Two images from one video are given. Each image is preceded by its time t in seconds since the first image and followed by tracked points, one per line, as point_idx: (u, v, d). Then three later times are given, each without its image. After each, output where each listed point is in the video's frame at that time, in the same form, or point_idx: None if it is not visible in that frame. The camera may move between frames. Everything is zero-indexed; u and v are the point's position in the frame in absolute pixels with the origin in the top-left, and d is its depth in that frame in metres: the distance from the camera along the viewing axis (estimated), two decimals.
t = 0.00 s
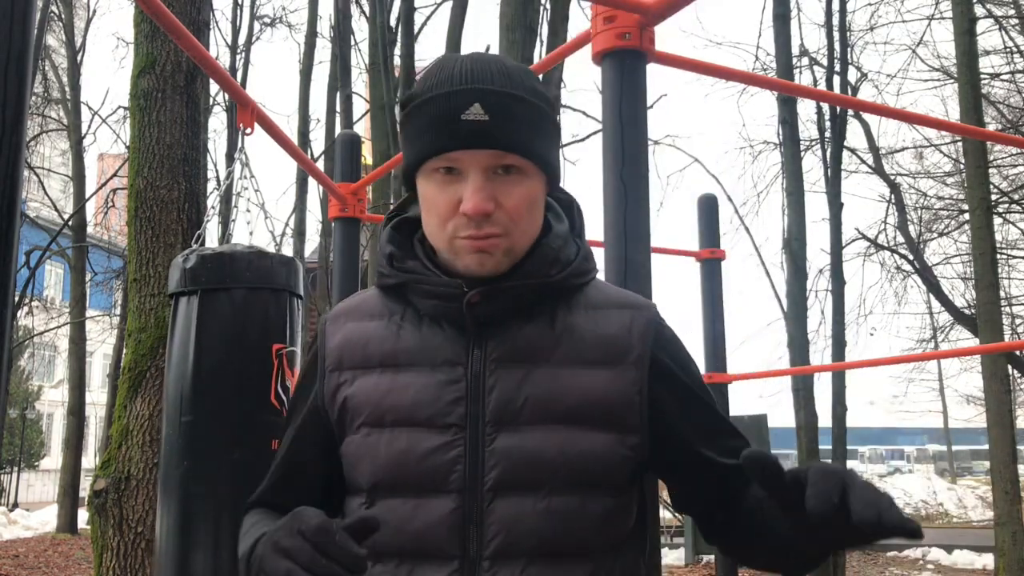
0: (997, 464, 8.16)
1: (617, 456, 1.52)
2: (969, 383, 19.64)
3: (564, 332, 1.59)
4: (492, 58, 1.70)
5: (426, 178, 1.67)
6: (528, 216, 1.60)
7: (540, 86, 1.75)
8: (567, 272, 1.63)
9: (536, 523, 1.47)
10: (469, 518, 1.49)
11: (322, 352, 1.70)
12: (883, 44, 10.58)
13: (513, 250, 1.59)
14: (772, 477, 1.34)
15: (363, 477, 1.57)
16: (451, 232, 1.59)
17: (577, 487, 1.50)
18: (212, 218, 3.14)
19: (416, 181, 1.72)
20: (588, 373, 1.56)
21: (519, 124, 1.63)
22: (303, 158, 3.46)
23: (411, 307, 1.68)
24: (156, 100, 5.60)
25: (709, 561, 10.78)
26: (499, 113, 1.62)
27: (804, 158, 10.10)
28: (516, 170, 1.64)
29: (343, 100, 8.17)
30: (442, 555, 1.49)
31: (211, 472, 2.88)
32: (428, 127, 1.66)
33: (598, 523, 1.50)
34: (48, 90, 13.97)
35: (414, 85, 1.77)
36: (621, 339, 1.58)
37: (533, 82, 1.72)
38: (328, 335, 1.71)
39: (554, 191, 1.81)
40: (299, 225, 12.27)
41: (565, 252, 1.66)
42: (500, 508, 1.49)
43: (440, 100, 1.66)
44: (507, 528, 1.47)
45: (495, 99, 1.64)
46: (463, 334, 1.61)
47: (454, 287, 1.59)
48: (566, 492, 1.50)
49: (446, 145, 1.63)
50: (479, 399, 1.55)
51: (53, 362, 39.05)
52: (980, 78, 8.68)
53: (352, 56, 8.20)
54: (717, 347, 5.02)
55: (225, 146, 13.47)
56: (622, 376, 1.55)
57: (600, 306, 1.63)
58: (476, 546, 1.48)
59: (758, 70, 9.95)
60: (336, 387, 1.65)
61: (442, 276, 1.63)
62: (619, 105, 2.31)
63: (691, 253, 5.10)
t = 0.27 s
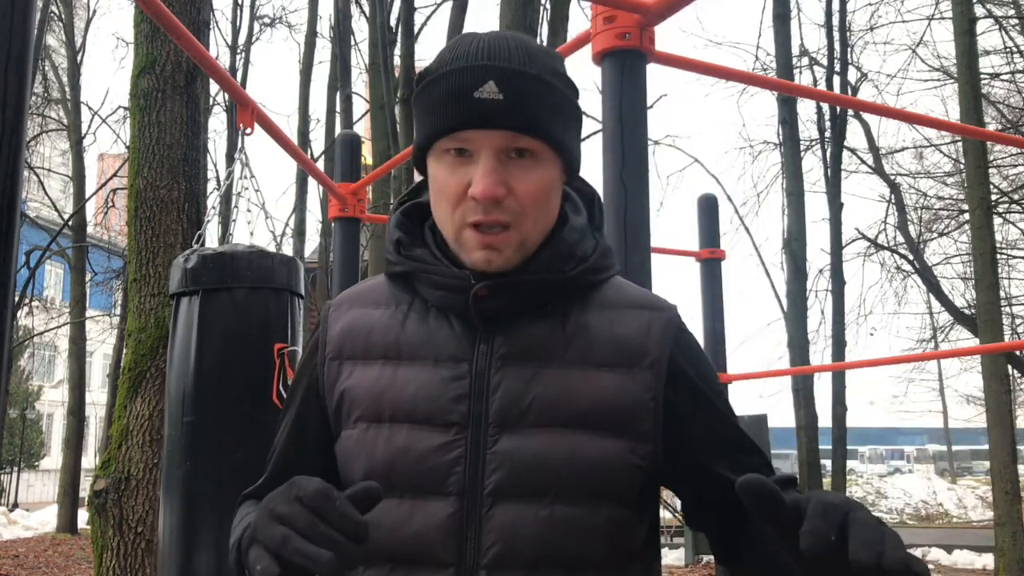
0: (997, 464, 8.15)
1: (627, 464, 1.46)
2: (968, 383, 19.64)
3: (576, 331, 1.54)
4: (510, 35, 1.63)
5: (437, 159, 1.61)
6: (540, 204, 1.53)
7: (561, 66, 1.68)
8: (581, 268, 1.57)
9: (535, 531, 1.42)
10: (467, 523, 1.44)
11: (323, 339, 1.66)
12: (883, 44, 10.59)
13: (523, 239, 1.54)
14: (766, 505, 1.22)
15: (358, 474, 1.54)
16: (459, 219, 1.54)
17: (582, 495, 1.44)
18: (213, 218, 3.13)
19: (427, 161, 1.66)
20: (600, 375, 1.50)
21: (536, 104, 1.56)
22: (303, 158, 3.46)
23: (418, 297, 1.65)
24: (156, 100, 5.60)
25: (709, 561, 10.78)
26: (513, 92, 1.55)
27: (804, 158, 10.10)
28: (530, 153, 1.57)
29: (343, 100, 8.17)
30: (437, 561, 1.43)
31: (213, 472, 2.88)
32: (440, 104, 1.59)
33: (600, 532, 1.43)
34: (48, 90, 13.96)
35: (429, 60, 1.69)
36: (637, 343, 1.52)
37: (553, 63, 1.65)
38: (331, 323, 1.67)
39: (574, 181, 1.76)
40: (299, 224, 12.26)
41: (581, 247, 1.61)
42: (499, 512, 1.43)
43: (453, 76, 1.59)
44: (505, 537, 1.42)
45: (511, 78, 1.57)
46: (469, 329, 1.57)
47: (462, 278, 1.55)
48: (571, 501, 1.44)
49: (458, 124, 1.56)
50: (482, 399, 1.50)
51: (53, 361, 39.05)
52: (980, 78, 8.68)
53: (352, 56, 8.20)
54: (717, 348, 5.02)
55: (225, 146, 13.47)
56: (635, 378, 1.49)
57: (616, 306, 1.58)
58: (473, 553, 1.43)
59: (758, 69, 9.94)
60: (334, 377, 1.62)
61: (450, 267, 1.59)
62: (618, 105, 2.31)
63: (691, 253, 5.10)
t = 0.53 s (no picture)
0: (997, 464, 8.15)
1: (659, 451, 1.32)
2: (968, 383, 19.66)
3: (606, 306, 1.40)
4: None
5: (459, 119, 1.49)
6: (570, 166, 1.41)
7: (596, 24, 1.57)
8: (612, 240, 1.43)
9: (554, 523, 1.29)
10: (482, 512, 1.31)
11: (335, 314, 1.53)
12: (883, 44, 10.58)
13: (550, 203, 1.41)
14: (777, 485, 1.24)
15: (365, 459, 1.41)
16: (481, 180, 1.42)
17: (607, 485, 1.31)
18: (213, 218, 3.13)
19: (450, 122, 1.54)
20: (633, 353, 1.36)
21: (567, 56, 1.45)
22: (303, 158, 3.46)
23: (438, 270, 1.51)
24: (156, 100, 5.60)
25: (708, 561, 10.78)
26: (542, 43, 1.44)
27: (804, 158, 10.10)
28: (559, 110, 1.45)
29: (343, 100, 8.17)
30: (451, 555, 1.30)
31: (213, 472, 2.88)
32: (463, 57, 1.48)
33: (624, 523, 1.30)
34: (48, 90, 13.98)
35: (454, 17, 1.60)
36: (672, 321, 1.38)
37: (588, 19, 1.54)
38: (344, 297, 1.54)
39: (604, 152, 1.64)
40: (299, 225, 12.27)
41: (614, 218, 1.47)
42: (517, 500, 1.30)
43: (477, 29, 1.49)
44: (522, 528, 1.29)
45: (540, 29, 1.46)
46: (489, 303, 1.44)
47: (483, 247, 1.42)
48: (595, 491, 1.31)
49: (483, 76, 1.45)
50: (501, 377, 1.37)
51: (53, 361, 39.09)
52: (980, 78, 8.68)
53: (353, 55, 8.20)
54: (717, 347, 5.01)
55: (225, 146, 13.48)
56: (672, 358, 1.35)
57: (651, 282, 1.43)
58: (489, 547, 1.30)
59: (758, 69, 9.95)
60: (345, 354, 1.48)
61: (470, 235, 1.46)
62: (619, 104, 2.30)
63: (691, 253, 5.08)
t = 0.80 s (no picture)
0: (997, 464, 8.14)
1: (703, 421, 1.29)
2: (968, 383, 19.65)
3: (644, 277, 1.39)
4: None
5: (490, 87, 1.49)
6: (604, 127, 1.39)
7: None
8: (652, 206, 1.40)
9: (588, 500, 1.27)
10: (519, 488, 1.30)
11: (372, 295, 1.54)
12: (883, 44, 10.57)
13: (586, 165, 1.38)
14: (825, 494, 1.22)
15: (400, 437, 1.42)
16: (513, 145, 1.40)
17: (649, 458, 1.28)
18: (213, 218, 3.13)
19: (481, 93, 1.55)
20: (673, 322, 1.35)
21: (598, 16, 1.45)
22: (303, 158, 3.46)
23: (474, 247, 1.50)
24: (156, 100, 5.60)
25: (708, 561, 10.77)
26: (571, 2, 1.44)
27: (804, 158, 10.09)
28: (592, 72, 1.44)
29: (343, 100, 8.17)
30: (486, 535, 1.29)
31: (213, 472, 2.88)
32: (492, 23, 1.50)
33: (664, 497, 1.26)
34: (48, 90, 13.97)
35: None
36: (712, 287, 1.37)
37: None
38: (381, 277, 1.55)
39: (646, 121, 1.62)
40: (299, 225, 12.27)
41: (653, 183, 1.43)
42: (550, 476, 1.29)
43: None
44: (557, 508, 1.27)
45: None
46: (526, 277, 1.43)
47: (513, 214, 1.42)
48: (636, 464, 1.28)
49: (512, 40, 1.46)
50: (536, 350, 1.37)
51: (54, 360, 39.08)
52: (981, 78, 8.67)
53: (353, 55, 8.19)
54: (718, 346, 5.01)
55: (225, 146, 13.47)
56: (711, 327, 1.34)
57: (693, 251, 1.42)
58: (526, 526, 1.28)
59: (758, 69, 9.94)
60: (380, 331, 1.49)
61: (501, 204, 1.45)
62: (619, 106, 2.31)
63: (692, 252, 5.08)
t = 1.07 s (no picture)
0: (996, 464, 8.14)
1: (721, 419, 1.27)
2: (968, 383, 19.65)
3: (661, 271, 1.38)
4: None
5: (505, 71, 1.52)
6: (616, 113, 1.42)
7: None
8: (665, 200, 1.39)
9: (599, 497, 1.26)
10: (530, 483, 1.30)
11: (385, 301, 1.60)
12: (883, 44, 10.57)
13: (598, 153, 1.42)
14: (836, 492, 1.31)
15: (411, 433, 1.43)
16: (528, 133, 1.45)
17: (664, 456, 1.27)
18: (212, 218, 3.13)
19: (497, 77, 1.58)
20: (689, 317, 1.32)
21: None
22: (303, 158, 3.46)
23: (485, 246, 1.54)
24: (156, 100, 5.60)
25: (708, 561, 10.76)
26: None
27: (804, 158, 10.10)
28: (607, 55, 1.46)
29: (343, 100, 8.17)
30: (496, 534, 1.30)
31: (211, 472, 2.88)
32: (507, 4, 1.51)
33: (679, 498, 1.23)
34: (48, 90, 13.97)
35: None
36: (733, 284, 1.35)
37: None
38: (394, 284, 1.61)
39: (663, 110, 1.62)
40: (299, 225, 12.26)
41: (668, 175, 1.43)
42: (561, 471, 1.29)
43: None
44: (568, 506, 1.27)
45: None
46: (536, 272, 1.45)
47: (523, 206, 1.44)
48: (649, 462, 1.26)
49: (527, 22, 1.47)
50: (547, 344, 1.36)
51: (53, 360, 39.06)
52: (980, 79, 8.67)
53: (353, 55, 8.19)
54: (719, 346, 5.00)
55: (225, 146, 13.47)
56: (727, 323, 1.31)
57: (709, 247, 1.40)
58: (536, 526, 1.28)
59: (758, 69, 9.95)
60: (390, 334, 1.55)
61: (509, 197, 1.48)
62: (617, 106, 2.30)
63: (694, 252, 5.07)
